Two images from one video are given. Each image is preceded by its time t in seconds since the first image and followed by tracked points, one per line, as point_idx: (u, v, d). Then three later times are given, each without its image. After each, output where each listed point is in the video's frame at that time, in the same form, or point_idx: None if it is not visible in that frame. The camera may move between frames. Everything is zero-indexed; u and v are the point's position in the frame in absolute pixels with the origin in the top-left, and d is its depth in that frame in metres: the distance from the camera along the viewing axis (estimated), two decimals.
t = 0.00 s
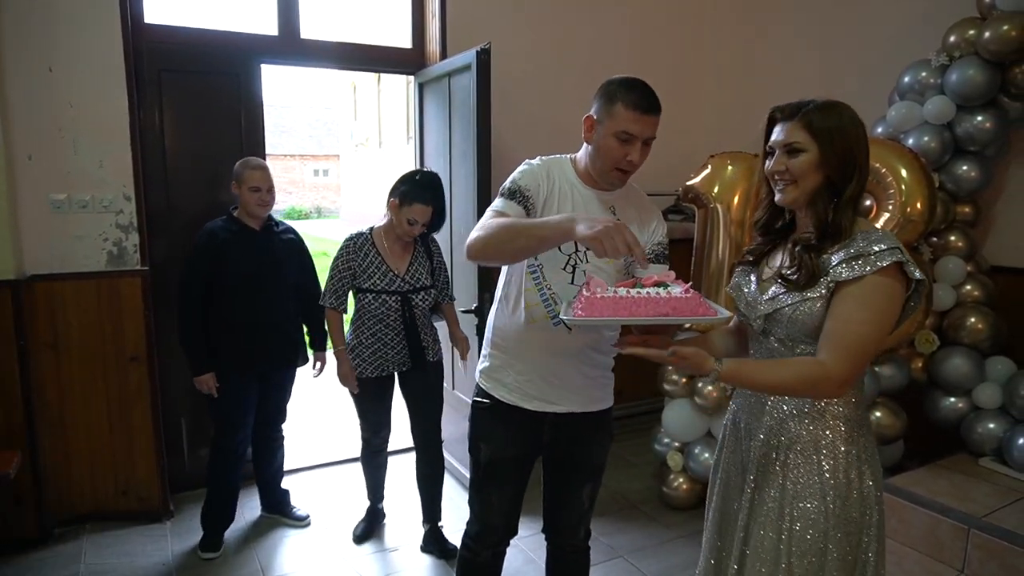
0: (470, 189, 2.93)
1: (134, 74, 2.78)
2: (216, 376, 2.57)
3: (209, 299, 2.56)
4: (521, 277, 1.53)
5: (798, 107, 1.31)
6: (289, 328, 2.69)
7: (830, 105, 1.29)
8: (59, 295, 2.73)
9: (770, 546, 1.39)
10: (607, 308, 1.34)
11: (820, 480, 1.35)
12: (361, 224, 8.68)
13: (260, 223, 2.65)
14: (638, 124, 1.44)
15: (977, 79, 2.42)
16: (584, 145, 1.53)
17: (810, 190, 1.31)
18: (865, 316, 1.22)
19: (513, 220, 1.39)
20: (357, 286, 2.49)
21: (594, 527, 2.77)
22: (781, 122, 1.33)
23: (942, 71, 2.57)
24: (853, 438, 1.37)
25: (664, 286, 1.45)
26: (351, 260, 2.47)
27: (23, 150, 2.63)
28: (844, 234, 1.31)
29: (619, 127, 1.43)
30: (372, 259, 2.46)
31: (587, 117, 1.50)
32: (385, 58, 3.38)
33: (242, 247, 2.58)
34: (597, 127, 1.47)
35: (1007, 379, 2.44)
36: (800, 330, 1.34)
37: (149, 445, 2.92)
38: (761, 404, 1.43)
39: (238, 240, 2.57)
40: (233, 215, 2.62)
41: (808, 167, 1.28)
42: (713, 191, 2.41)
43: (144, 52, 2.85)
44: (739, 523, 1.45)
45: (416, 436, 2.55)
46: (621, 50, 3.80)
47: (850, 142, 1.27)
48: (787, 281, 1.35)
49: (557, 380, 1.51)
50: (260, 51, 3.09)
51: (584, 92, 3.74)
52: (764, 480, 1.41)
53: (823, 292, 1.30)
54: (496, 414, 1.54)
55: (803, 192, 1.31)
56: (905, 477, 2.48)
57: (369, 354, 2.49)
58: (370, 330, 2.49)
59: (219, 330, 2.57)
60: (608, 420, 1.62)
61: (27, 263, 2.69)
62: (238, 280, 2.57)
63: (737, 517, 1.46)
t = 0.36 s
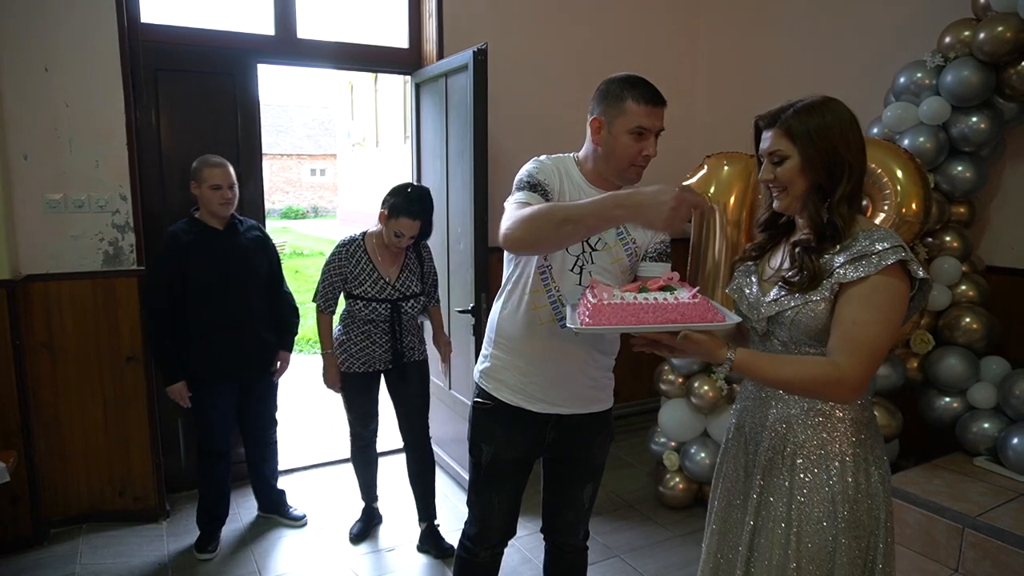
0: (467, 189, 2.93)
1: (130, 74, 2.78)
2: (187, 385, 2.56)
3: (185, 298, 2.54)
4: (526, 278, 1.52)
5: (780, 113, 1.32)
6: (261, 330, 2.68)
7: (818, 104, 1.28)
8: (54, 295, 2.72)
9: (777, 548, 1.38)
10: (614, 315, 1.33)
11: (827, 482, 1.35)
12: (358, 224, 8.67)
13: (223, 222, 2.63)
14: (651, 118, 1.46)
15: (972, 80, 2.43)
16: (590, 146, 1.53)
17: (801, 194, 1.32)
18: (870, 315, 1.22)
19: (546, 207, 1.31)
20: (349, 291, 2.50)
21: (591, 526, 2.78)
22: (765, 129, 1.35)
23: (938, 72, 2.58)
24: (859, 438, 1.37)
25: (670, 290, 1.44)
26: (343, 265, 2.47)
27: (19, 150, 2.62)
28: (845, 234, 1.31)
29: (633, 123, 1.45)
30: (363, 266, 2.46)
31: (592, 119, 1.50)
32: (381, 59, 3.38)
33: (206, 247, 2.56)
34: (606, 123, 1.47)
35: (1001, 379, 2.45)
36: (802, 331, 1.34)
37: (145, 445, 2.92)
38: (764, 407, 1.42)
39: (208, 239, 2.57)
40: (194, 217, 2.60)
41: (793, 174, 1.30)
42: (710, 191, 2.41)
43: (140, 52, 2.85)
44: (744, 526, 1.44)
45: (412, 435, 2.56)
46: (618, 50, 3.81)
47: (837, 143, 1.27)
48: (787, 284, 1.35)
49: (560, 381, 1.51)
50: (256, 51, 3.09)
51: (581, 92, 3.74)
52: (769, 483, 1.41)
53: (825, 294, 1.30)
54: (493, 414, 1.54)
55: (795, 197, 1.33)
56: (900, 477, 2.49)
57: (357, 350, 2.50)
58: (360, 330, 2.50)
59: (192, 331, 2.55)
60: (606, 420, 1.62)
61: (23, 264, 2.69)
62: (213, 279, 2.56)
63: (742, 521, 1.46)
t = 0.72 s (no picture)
0: (463, 189, 2.93)
1: (126, 74, 2.78)
2: (158, 398, 2.58)
3: (171, 297, 2.53)
4: (528, 279, 1.51)
5: (779, 115, 1.33)
6: (243, 329, 2.69)
7: (819, 104, 1.28)
8: (49, 293, 2.72)
9: (779, 551, 1.39)
10: (621, 310, 1.32)
11: (830, 486, 1.34)
12: (355, 224, 8.66)
13: (194, 222, 2.61)
14: (657, 119, 1.46)
15: (967, 80, 2.43)
16: (592, 145, 1.52)
17: (801, 196, 1.33)
18: (875, 319, 1.22)
19: (552, 198, 1.31)
20: (343, 289, 2.49)
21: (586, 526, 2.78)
22: (764, 132, 1.36)
23: (932, 72, 2.59)
24: (863, 442, 1.36)
25: (674, 288, 1.47)
26: (337, 264, 2.47)
27: (14, 149, 2.62)
28: (846, 236, 1.31)
29: (638, 125, 1.45)
30: (357, 265, 2.46)
31: (596, 119, 1.49)
32: (378, 58, 3.38)
33: (173, 249, 2.53)
34: (611, 124, 1.47)
35: (996, 378, 2.46)
36: (804, 334, 1.35)
37: (141, 446, 2.91)
38: (767, 410, 1.42)
39: (176, 239, 2.55)
40: (164, 218, 2.58)
41: (791, 176, 1.31)
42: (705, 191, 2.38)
43: (135, 51, 2.84)
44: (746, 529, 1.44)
45: (408, 434, 2.56)
46: (614, 50, 3.82)
47: (836, 145, 1.27)
48: (788, 287, 1.36)
49: (561, 383, 1.50)
50: (252, 50, 3.08)
51: (577, 91, 3.75)
52: (772, 486, 1.41)
53: (827, 296, 1.30)
54: (491, 413, 1.54)
55: (796, 199, 1.34)
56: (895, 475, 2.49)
57: (353, 348, 2.49)
58: (354, 328, 2.49)
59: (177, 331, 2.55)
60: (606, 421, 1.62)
61: (18, 264, 2.68)
62: (197, 278, 2.55)
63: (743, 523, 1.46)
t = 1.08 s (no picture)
0: (458, 188, 2.93)
1: (119, 73, 2.77)
2: (165, 396, 2.58)
3: (163, 297, 2.53)
4: (524, 279, 1.51)
5: (784, 114, 1.32)
6: (234, 327, 2.68)
7: (831, 106, 1.27)
8: (43, 292, 2.71)
9: (770, 554, 1.39)
10: (620, 307, 1.32)
11: (823, 489, 1.34)
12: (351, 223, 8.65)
13: (183, 223, 2.60)
14: (654, 118, 1.46)
15: (960, 79, 2.44)
16: (589, 144, 1.52)
17: (803, 196, 1.32)
18: (879, 326, 1.20)
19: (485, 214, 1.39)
20: (339, 290, 2.50)
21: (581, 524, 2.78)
22: (771, 130, 1.36)
23: (926, 71, 2.60)
24: (859, 447, 1.36)
25: (675, 285, 1.46)
26: (333, 264, 2.47)
27: (7, 148, 2.61)
28: (853, 240, 1.30)
29: (635, 123, 1.44)
30: (353, 265, 2.47)
31: (592, 117, 1.50)
32: (373, 57, 3.37)
33: (160, 249, 2.53)
34: (609, 122, 1.46)
35: (989, 376, 2.47)
36: (806, 336, 1.34)
37: (136, 445, 2.91)
38: (763, 412, 1.43)
39: (163, 240, 2.54)
40: (153, 219, 2.57)
41: (791, 176, 1.31)
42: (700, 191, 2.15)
43: (129, 49, 2.83)
44: (737, 531, 1.45)
45: (403, 433, 2.56)
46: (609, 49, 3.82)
47: (838, 147, 1.26)
48: (792, 288, 1.35)
49: (559, 384, 1.50)
50: (247, 49, 3.08)
51: (572, 91, 3.75)
52: (765, 489, 1.41)
53: (831, 300, 1.30)
54: (487, 413, 1.55)
55: (798, 199, 1.33)
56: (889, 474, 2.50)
57: (351, 348, 2.50)
58: (352, 329, 2.49)
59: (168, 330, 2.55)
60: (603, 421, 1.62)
61: (12, 263, 2.67)
62: (189, 277, 2.56)
63: (735, 525, 1.46)
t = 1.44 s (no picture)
0: (453, 188, 2.93)
1: (113, 73, 2.76)
2: (159, 397, 2.58)
3: (157, 297, 2.53)
4: (515, 277, 1.51)
5: (803, 99, 1.32)
6: (227, 328, 2.67)
7: (842, 102, 1.28)
8: (37, 293, 2.71)
9: (762, 553, 1.40)
10: (610, 307, 1.33)
11: (815, 489, 1.35)
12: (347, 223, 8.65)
13: (176, 224, 2.59)
14: (645, 126, 1.45)
15: (952, 78, 2.45)
16: (584, 143, 1.53)
17: (807, 184, 1.31)
18: (864, 324, 1.20)
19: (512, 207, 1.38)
20: (332, 292, 2.50)
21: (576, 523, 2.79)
22: (784, 112, 1.35)
23: (919, 70, 2.61)
24: (853, 448, 1.36)
25: (664, 285, 1.46)
26: (326, 265, 2.47)
27: None
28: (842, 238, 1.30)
29: (623, 128, 1.45)
30: (346, 267, 2.46)
31: (588, 114, 1.50)
32: (368, 56, 3.37)
33: (154, 249, 2.52)
34: (602, 125, 1.47)
35: (981, 374, 2.47)
36: (796, 336, 1.35)
37: (130, 446, 2.90)
38: (758, 412, 1.43)
39: (156, 241, 2.54)
40: (147, 221, 2.57)
41: (803, 161, 1.29)
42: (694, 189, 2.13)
43: (122, 49, 2.83)
44: (730, 531, 1.45)
45: (398, 433, 2.56)
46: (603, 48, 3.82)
47: (852, 141, 1.27)
48: (782, 289, 1.35)
49: (550, 382, 1.50)
50: (240, 48, 3.07)
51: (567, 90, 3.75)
52: (758, 488, 1.41)
53: (818, 300, 1.30)
54: (480, 412, 1.55)
55: (798, 188, 1.32)
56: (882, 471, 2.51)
57: (345, 350, 2.50)
58: (345, 330, 2.49)
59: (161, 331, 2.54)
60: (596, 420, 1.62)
61: (5, 264, 2.66)
62: (183, 278, 2.55)
63: (728, 524, 1.47)
